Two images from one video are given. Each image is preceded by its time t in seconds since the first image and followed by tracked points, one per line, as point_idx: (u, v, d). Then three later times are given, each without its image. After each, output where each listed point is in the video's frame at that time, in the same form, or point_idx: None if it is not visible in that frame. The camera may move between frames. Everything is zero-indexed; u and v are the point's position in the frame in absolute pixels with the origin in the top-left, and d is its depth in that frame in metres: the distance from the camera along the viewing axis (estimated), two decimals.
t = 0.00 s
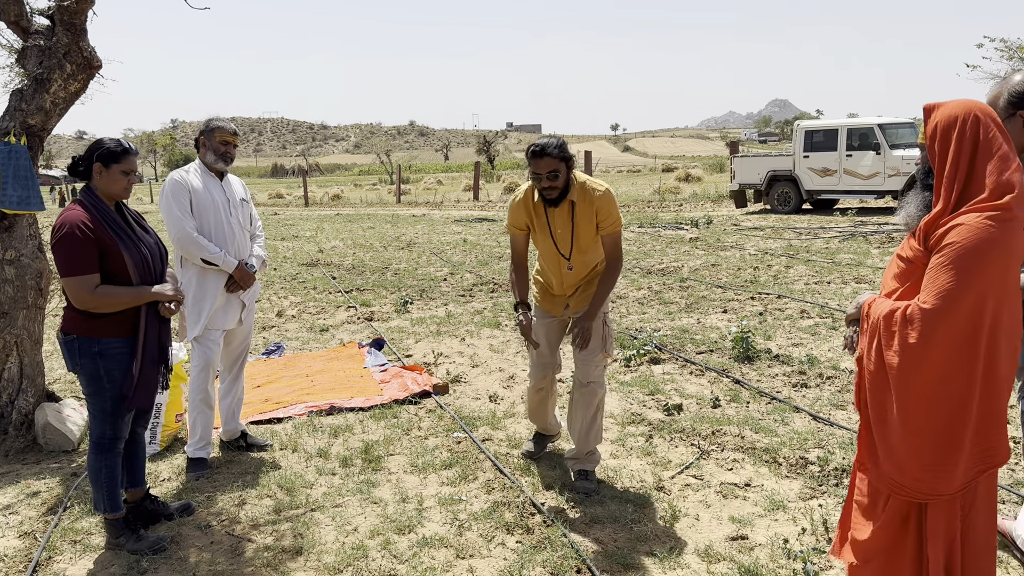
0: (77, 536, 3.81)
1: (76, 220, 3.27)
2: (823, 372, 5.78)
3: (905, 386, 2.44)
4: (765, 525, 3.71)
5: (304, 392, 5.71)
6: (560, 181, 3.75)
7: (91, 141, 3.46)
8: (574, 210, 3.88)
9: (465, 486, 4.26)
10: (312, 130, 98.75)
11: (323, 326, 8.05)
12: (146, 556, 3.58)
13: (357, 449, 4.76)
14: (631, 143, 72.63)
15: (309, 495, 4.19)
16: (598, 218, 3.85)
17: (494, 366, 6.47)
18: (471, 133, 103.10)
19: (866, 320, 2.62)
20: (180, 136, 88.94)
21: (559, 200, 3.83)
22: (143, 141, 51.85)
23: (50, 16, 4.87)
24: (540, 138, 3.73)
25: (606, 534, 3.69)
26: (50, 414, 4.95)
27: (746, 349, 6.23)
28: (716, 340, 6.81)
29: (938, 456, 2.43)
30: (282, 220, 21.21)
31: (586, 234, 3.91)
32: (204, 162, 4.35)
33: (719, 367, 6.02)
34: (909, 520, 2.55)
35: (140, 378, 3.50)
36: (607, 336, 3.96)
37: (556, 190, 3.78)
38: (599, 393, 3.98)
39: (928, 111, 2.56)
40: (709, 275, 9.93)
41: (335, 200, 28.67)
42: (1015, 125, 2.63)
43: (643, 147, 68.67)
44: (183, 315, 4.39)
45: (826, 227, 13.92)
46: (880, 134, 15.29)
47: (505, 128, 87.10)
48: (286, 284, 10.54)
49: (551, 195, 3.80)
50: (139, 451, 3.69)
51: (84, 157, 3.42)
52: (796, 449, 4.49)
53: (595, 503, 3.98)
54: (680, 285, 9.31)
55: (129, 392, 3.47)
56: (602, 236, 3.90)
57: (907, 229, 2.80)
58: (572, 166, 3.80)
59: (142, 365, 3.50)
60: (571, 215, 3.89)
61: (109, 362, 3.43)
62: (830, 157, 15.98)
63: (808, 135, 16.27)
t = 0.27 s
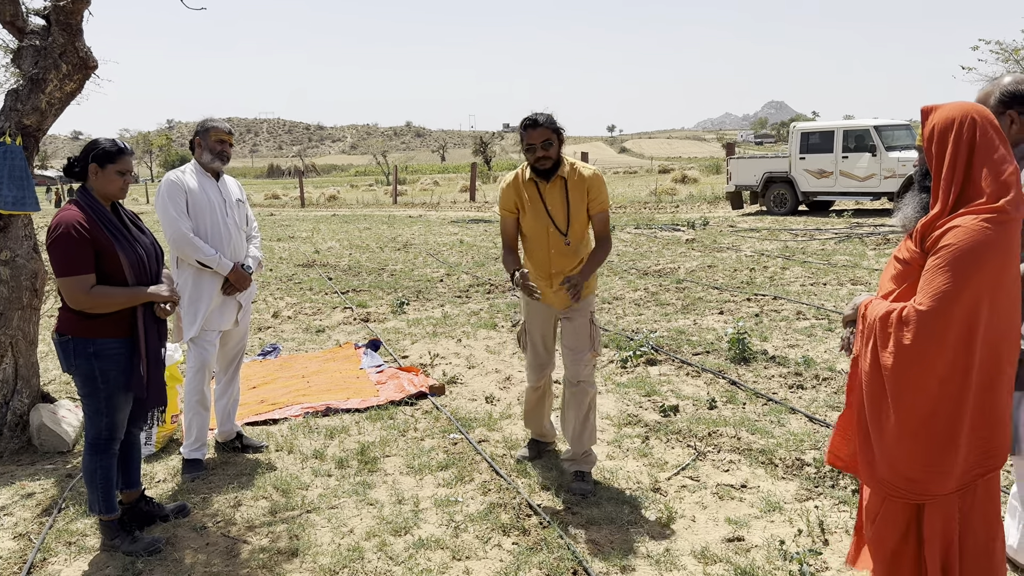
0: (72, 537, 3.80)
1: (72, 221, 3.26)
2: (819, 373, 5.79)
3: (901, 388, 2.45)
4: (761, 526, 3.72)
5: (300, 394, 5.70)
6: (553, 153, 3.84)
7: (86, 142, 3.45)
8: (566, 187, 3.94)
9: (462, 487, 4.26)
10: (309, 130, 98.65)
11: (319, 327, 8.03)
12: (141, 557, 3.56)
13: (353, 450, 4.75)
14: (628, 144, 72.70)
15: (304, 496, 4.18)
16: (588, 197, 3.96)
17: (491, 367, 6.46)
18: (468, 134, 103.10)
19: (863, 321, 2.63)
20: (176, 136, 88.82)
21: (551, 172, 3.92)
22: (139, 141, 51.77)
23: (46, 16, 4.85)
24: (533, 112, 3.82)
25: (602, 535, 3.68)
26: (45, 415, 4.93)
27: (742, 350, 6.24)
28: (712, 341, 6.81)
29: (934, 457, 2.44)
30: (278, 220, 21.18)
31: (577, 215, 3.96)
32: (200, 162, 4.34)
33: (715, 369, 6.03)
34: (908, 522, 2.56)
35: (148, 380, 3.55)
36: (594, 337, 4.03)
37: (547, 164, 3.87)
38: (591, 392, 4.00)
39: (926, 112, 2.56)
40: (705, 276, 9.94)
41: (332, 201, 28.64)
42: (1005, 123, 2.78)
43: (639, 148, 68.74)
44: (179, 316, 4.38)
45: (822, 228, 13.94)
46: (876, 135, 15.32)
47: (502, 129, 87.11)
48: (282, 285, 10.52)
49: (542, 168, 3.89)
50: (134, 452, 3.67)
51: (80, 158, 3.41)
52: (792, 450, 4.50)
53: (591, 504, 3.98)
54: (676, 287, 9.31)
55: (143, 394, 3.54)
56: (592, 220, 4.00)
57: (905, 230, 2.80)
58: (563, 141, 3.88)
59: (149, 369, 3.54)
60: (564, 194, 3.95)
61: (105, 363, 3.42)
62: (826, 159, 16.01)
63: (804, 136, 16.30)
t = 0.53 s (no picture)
0: (66, 539, 3.78)
1: (66, 220, 3.26)
2: (814, 375, 5.80)
3: (897, 389, 2.46)
4: (756, 527, 3.72)
5: (295, 395, 5.69)
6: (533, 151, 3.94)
7: (79, 143, 3.44)
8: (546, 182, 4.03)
9: (457, 489, 4.25)
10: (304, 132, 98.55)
11: (314, 329, 8.02)
12: (135, 559, 3.55)
13: (348, 452, 4.74)
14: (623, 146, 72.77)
15: (299, 498, 4.17)
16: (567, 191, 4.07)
17: (486, 369, 6.46)
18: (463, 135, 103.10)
19: (858, 322, 2.64)
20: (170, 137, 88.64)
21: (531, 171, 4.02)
22: (134, 143, 51.64)
23: (39, 17, 4.84)
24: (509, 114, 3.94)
25: (597, 536, 3.68)
26: (39, 417, 4.91)
27: (737, 351, 6.25)
28: (707, 343, 6.82)
29: (931, 459, 2.45)
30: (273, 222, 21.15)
31: (559, 211, 4.05)
32: (194, 162, 4.33)
33: (710, 370, 6.03)
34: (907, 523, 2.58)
35: (137, 380, 3.52)
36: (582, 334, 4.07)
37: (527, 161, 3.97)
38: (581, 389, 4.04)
39: (924, 114, 2.57)
40: (700, 278, 9.95)
41: (327, 203, 28.60)
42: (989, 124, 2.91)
43: (634, 149, 68.85)
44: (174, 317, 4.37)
45: (817, 230, 13.97)
46: (871, 137, 15.37)
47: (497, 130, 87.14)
48: (277, 286, 10.49)
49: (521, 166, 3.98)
50: (128, 453, 3.66)
51: (73, 160, 3.39)
52: (787, 452, 4.51)
53: (586, 506, 3.98)
54: (671, 288, 9.33)
55: (129, 395, 3.51)
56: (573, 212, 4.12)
57: (900, 232, 2.82)
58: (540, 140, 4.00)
59: (139, 368, 3.51)
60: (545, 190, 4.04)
61: (99, 364, 3.41)
62: (821, 160, 16.05)
63: (798, 138, 16.34)
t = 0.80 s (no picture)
0: (59, 541, 3.77)
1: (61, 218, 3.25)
2: (808, 376, 5.81)
3: (892, 389, 2.47)
4: (750, 528, 3.72)
5: (289, 397, 5.68)
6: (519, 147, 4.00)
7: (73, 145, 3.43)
8: (535, 178, 4.08)
9: (452, 490, 4.25)
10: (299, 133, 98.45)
11: (309, 330, 8.01)
12: (129, 561, 3.54)
13: (343, 454, 4.73)
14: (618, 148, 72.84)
15: (293, 500, 4.16)
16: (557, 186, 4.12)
17: (481, 370, 6.46)
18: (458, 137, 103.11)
19: (853, 322, 2.65)
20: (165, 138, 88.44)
21: (519, 167, 4.07)
22: (128, 144, 51.52)
23: (33, 18, 4.82)
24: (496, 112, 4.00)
25: (592, 538, 3.68)
26: (32, 419, 4.89)
27: (732, 353, 6.27)
28: (702, 344, 6.83)
29: (924, 459, 2.46)
30: (268, 223, 21.12)
31: (548, 207, 4.10)
32: (189, 163, 4.32)
33: (705, 371, 6.04)
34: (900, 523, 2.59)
35: (123, 380, 3.46)
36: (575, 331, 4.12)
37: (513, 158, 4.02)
38: (579, 387, 4.10)
39: (922, 114, 2.56)
40: (695, 279, 9.97)
41: (322, 204, 28.58)
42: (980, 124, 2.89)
43: (629, 151, 68.94)
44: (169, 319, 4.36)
45: (811, 232, 14.01)
46: (865, 139, 15.42)
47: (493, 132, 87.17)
48: (271, 288, 10.48)
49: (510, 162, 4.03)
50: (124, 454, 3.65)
51: (67, 163, 3.38)
52: (781, 453, 4.51)
53: (581, 507, 3.98)
54: (666, 290, 9.33)
55: (111, 393, 3.43)
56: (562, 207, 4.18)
57: (895, 233, 2.82)
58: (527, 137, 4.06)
59: (125, 367, 3.47)
60: (533, 186, 4.08)
61: (93, 364, 3.40)
62: (815, 162, 16.10)
63: (793, 140, 16.39)
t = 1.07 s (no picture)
0: (53, 544, 3.76)
1: (57, 221, 3.25)
2: (803, 377, 5.82)
3: (888, 392, 2.48)
4: (745, 530, 3.73)
5: (284, 399, 5.67)
6: (514, 147, 4.03)
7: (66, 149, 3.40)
8: (530, 178, 4.11)
9: (447, 492, 4.25)
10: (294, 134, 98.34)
11: (304, 332, 7.99)
12: (123, 564, 3.53)
13: (338, 456, 4.73)
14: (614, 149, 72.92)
15: (288, 502, 4.15)
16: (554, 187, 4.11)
17: (476, 371, 6.46)
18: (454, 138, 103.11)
19: (849, 324, 2.66)
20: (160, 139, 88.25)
21: (514, 166, 4.10)
22: (123, 145, 51.39)
23: (27, 19, 4.81)
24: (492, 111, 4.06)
25: (587, 539, 3.69)
26: (26, 421, 4.87)
27: (727, 354, 6.28)
28: (697, 346, 6.84)
29: (920, 461, 2.47)
30: (263, 224, 21.08)
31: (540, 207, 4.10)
32: (184, 165, 4.32)
33: (700, 373, 6.05)
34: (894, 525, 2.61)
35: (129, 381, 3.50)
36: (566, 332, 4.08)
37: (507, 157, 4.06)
38: (573, 390, 4.12)
39: (917, 116, 2.57)
40: (690, 281, 9.98)
41: (317, 205, 28.55)
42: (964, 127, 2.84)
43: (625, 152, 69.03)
44: (164, 321, 4.35)
45: (806, 233, 14.04)
46: (859, 141, 15.47)
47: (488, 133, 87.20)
48: (266, 290, 10.46)
49: (501, 161, 4.07)
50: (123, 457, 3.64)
51: (61, 169, 3.35)
52: (776, 454, 4.52)
53: (576, 509, 3.98)
54: (662, 291, 9.34)
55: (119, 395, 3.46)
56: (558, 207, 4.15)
57: (890, 234, 2.83)
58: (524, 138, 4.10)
59: (131, 367, 3.50)
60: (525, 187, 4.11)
61: (91, 364, 3.39)
62: (810, 164, 16.14)
63: (788, 142, 16.43)
